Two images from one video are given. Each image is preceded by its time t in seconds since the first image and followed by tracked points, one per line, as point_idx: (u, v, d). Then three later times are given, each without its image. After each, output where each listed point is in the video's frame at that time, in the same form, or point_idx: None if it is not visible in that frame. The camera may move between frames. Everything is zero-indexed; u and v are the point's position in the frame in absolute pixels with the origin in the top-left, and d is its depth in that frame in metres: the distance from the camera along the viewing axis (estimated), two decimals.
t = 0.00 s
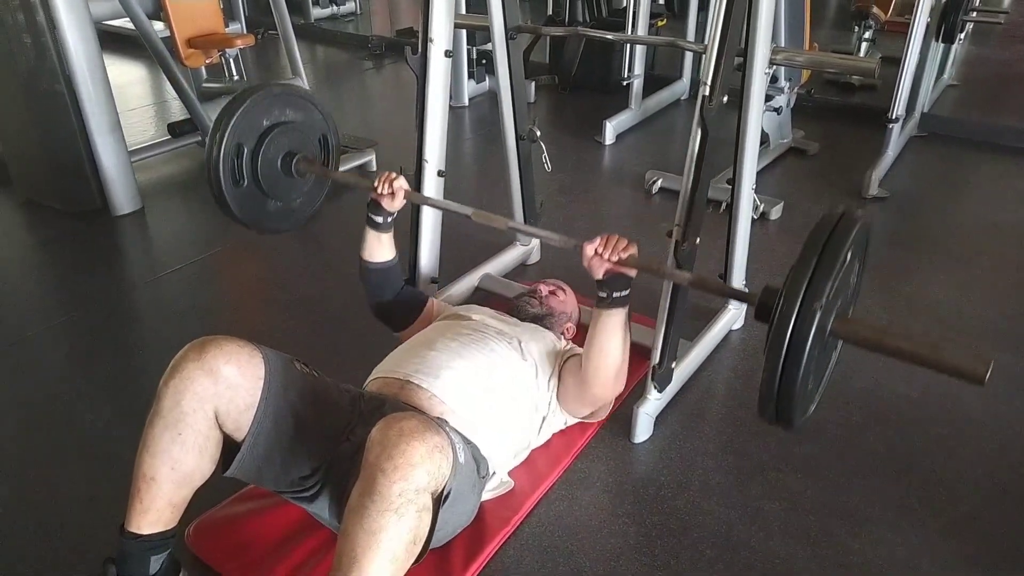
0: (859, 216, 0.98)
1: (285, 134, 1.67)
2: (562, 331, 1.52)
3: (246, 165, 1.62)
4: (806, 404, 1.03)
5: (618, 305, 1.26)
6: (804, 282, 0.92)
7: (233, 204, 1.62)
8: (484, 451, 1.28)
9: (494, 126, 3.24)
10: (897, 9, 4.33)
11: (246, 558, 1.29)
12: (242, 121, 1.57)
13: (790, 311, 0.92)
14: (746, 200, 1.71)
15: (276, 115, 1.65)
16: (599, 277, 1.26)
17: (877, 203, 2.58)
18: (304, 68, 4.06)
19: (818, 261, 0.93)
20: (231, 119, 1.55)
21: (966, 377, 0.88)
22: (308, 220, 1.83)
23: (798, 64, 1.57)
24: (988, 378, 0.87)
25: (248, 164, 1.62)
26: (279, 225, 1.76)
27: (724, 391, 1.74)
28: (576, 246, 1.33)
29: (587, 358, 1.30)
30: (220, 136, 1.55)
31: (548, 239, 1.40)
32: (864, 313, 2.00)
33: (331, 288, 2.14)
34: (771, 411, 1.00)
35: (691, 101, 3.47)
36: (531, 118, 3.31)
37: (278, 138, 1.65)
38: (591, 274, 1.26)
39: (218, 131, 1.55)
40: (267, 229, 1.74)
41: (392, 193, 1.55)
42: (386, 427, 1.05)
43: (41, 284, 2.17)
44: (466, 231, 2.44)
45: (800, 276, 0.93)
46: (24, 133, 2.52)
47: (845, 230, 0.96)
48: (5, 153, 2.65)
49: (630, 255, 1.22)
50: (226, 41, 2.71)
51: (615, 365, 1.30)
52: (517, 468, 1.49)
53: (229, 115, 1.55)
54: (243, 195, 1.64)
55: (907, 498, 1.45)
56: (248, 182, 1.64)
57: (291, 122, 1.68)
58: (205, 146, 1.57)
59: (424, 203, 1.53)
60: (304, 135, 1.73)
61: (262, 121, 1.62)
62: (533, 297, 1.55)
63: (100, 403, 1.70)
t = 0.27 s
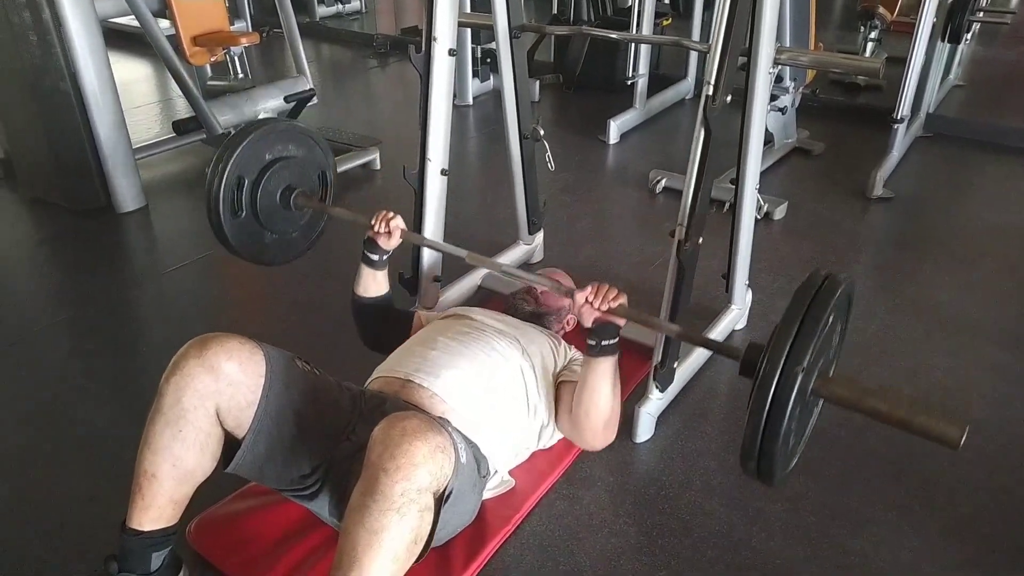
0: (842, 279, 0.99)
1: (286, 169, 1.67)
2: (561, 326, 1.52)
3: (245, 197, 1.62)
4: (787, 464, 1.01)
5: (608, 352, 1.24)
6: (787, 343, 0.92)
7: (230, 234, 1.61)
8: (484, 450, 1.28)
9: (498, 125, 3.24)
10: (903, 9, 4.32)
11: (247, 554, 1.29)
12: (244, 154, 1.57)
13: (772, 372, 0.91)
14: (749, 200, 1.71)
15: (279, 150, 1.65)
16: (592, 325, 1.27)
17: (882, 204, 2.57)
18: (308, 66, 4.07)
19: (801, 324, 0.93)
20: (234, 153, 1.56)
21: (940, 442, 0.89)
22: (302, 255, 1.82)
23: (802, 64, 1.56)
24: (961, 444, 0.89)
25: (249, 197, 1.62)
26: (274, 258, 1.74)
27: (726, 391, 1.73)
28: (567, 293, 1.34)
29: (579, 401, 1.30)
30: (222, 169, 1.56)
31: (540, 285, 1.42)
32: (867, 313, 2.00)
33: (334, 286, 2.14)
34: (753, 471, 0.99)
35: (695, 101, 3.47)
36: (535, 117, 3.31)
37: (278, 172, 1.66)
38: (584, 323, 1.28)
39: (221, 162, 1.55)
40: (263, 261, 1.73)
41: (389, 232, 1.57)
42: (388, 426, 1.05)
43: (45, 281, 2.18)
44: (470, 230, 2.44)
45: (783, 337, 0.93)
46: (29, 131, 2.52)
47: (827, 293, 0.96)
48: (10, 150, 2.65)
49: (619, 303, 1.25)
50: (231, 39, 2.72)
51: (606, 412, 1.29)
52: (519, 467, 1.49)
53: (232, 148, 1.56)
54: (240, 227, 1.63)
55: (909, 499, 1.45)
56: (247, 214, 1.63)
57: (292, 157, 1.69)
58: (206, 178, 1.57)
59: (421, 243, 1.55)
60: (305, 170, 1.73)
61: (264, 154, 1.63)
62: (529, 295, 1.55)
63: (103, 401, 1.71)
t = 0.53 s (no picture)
0: (828, 319, 1.01)
1: (285, 200, 1.68)
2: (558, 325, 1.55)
3: (243, 224, 1.62)
4: (774, 500, 1.01)
5: (598, 386, 1.25)
6: (776, 377, 0.94)
7: (225, 260, 1.61)
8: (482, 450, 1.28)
9: (497, 126, 3.25)
10: (901, 10, 4.33)
11: (244, 555, 1.29)
12: (245, 183, 1.58)
13: (761, 405, 0.93)
14: (747, 202, 1.71)
15: (279, 180, 1.67)
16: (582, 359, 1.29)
17: (880, 205, 2.58)
18: (307, 66, 4.07)
19: (789, 359, 0.95)
20: (235, 181, 1.58)
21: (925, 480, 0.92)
22: (296, 286, 1.80)
23: (800, 65, 1.56)
24: (943, 481, 0.91)
25: (246, 224, 1.63)
26: (267, 288, 1.73)
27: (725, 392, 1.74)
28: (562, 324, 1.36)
29: (569, 429, 1.31)
30: (222, 195, 1.57)
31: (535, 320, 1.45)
32: (865, 314, 2.00)
33: (332, 287, 2.15)
34: (740, 504, 0.99)
35: (693, 102, 3.47)
36: (534, 117, 3.31)
37: (278, 202, 1.66)
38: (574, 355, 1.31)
39: (221, 189, 1.57)
40: (255, 290, 1.72)
41: (384, 263, 1.61)
42: (387, 428, 1.05)
43: (44, 281, 2.18)
44: (468, 231, 2.45)
45: (771, 372, 0.95)
46: (27, 131, 2.52)
47: (816, 329, 0.99)
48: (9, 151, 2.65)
49: (608, 338, 1.28)
50: (229, 39, 2.72)
51: (594, 443, 1.30)
52: (517, 468, 1.49)
53: (233, 175, 1.57)
54: (235, 254, 1.63)
55: (907, 501, 1.45)
56: (243, 241, 1.63)
57: (292, 189, 1.69)
58: (205, 204, 1.58)
59: (414, 275, 1.59)
60: (304, 203, 1.74)
61: (264, 184, 1.64)
62: (523, 297, 1.56)
63: (102, 401, 1.71)
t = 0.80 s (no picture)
0: (826, 337, 1.02)
1: (285, 215, 1.68)
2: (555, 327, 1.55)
3: (241, 238, 1.62)
4: (770, 517, 1.01)
5: (593, 405, 1.28)
6: (776, 390, 0.95)
7: (222, 273, 1.61)
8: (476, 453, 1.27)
9: (496, 128, 3.25)
10: (900, 14, 4.34)
11: (240, 557, 1.29)
12: (245, 197, 1.59)
13: (760, 418, 0.93)
14: (745, 204, 1.71)
15: (280, 196, 1.67)
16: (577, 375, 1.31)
17: (878, 208, 2.58)
18: (306, 68, 4.07)
19: (788, 374, 0.96)
20: (236, 194, 1.58)
21: (920, 499, 0.93)
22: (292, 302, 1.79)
23: (798, 68, 1.56)
24: (940, 502, 0.92)
25: (245, 238, 1.62)
26: (263, 302, 1.72)
27: (722, 395, 1.74)
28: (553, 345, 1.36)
29: (565, 441, 1.33)
30: (222, 207, 1.57)
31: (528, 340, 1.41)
32: (863, 317, 2.00)
33: (329, 288, 2.14)
34: (737, 520, 0.98)
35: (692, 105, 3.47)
36: (533, 119, 3.32)
37: (278, 217, 1.66)
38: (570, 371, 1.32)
39: (222, 202, 1.57)
40: (251, 303, 1.71)
41: (382, 279, 1.61)
42: (377, 430, 1.05)
43: (41, 282, 2.17)
44: (466, 233, 2.45)
45: (770, 386, 0.95)
46: (25, 132, 2.52)
47: (816, 345, 0.99)
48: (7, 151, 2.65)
49: (605, 356, 1.28)
50: (227, 40, 2.72)
51: (588, 457, 1.33)
52: (512, 471, 1.49)
53: (234, 189, 1.58)
54: (232, 267, 1.62)
55: (904, 503, 1.45)
56: (241, 254, 1.63)
57: (292, 205, 1.70)
58: (205, 216, 1.58)
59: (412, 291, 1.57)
60: (303, 219, 1.74)
61: (265, 198, 1.64)
62: (519, 297, 1.55)
63: (99, 402, 1.71)
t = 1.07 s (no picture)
0: (828, 349, 1.02)
1: (286, 215, 1.68)
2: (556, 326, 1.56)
3: (242, 237, 1.62)
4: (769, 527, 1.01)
5: (593, 411, 1.28)
6: (777, 402, 0.94)
7: (222, 272, 1.61)
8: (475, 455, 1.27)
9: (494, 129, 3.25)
10: (898, 14, 4.34)
11: (239, 558, 1.29)
12: (247, 196, 1.59)
13: (761, 429, 0.93)
14: (743, 205, 1.71)
15: (281, 196, 1.67)
16: (577, 382, 1.31)
17: (876, 208, 2.58)
18: (305, 69, 4.07)
19: (790, 385, 0.96)
20: (237, 193, 1.57)
21: (921, 515, 0.90)
22: (291, 302, 1.79)
23: (796, 68, 1.56)
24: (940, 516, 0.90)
25: (245, 238, 1.62)
26: (262, 302, 1.72)
27: (721, 395, 1.74)
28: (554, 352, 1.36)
29: (564, 446, 1.34)
30: (223, 206, 1.57)
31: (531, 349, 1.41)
32: (862, 317, 2.00)
33: (328, 289, 2.14)
34: (734, 530, 0.98)
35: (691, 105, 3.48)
36: (531, 120, 3.32)
37: (279, 217, 1.66)
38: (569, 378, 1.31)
39: (223, 201, 1.57)
40: (250, 303, 1.71)
41: (382, 282, 1.62)
42: (372, 431, 1.05)
43: (40, 283, 2.17)
44: (465, 233, 2.45)
45: (771, 397, 0.95)
46: (23, 132, 2.52)
47: (817, 358, 0.99)
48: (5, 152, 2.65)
49: (605, 363, 1.27)
50: (226, 42, 2.72)
51: (589, 463, 1.34)
52: (512, 471, 1.49)
53: (235, 189, 1.58)
54: (232, 266, 1.62)
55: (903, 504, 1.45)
56: (241, 253, 1.63)
57: (294, 205, 1.70)
58: (206, 215, 1.58)
59: (411, 295, 1.59)
60: (304, 219, 1.74)
61: (267, 198, 1.64)
62: (520, 298, 1.55)
63: (97, 403, 1.70)
